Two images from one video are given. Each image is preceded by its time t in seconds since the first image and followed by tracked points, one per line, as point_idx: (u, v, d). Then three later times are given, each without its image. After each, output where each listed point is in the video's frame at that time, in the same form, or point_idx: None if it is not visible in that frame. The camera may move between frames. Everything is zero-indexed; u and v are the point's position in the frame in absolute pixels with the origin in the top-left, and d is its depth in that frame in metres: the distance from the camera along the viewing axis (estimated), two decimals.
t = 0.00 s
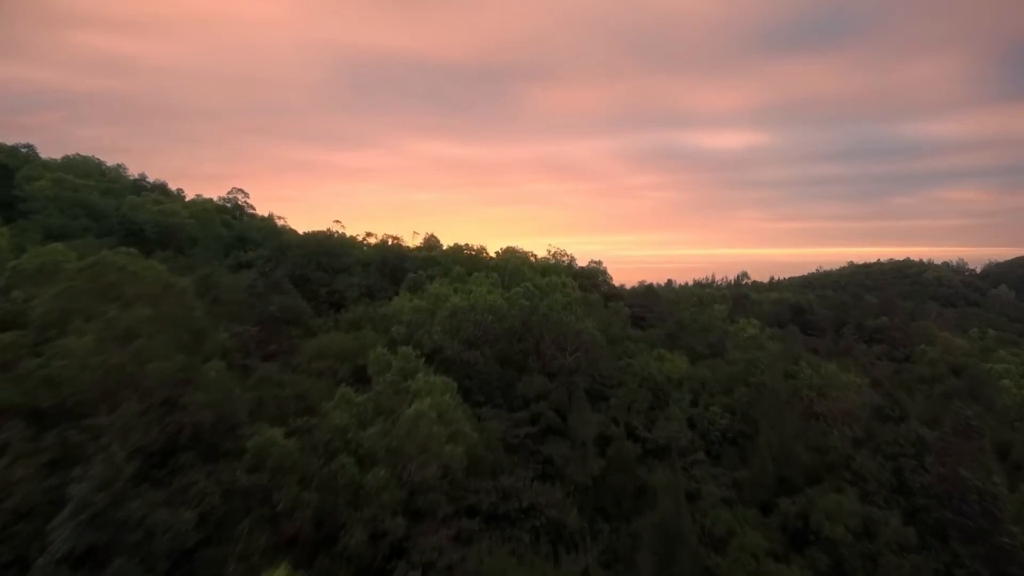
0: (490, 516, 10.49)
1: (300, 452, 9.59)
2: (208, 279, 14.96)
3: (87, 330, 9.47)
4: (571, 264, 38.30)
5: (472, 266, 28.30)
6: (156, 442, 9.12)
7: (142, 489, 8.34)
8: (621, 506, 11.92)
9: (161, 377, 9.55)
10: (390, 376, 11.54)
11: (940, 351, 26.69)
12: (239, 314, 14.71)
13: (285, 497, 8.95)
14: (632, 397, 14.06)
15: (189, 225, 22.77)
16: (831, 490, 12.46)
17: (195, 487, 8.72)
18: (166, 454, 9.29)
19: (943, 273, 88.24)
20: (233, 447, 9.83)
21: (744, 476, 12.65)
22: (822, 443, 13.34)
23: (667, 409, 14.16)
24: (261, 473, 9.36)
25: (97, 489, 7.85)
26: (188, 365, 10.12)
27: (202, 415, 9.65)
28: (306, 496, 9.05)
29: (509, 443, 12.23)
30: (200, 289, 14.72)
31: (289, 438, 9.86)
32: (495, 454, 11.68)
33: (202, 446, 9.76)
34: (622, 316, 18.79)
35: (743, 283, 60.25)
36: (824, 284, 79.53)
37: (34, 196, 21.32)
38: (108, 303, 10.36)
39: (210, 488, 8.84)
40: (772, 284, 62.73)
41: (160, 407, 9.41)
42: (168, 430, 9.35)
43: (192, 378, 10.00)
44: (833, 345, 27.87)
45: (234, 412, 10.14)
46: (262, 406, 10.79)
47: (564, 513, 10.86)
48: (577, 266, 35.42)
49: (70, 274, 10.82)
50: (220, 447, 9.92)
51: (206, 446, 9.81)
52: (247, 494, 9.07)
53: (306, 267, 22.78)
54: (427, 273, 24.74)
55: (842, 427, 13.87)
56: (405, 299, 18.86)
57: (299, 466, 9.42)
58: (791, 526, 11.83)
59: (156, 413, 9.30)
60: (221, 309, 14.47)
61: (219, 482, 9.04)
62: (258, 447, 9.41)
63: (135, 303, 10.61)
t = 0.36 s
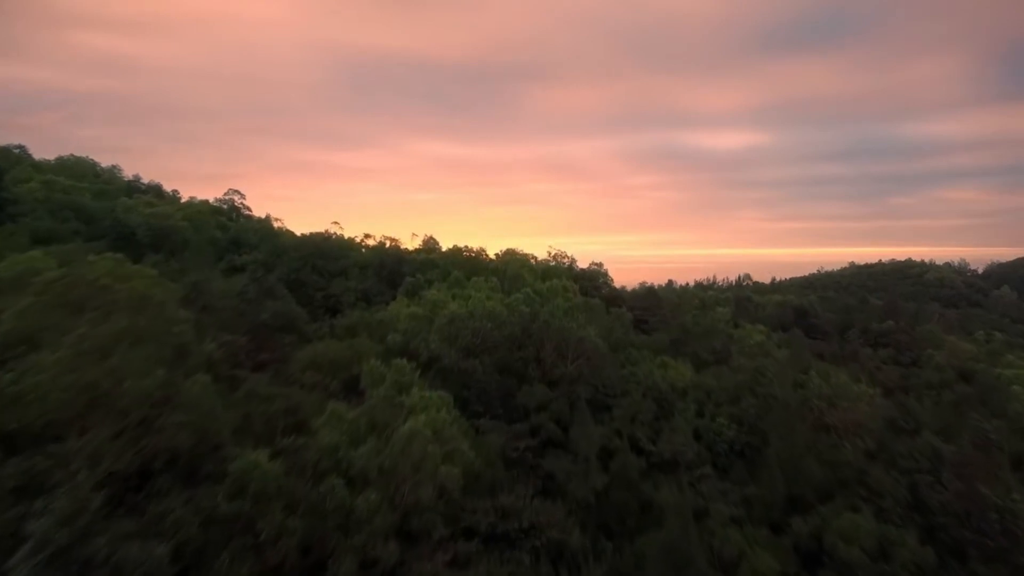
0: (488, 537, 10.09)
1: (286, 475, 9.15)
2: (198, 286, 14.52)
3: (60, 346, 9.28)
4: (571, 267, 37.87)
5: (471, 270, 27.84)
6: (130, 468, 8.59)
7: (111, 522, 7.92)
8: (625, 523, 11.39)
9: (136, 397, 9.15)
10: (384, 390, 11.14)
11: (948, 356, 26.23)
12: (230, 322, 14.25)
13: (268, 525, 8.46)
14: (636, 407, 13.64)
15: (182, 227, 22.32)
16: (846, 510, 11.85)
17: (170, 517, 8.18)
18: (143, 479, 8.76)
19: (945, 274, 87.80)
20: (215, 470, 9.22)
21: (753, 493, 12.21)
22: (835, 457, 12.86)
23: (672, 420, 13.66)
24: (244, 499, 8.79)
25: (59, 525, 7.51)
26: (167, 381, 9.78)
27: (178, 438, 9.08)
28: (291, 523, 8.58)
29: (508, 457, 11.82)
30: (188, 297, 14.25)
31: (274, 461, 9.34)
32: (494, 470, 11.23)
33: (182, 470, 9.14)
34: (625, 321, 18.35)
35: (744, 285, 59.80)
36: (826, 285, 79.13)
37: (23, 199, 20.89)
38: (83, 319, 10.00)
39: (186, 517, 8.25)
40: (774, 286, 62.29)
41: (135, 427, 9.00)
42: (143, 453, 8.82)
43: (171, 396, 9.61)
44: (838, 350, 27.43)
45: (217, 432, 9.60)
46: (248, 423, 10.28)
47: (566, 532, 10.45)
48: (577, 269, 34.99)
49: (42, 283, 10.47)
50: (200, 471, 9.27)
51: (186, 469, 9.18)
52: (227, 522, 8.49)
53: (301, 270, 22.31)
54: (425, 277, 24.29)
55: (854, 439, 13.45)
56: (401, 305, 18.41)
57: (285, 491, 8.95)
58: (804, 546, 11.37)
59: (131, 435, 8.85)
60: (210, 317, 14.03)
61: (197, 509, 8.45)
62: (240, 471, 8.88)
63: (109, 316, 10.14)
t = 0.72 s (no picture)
0: (486, 561, 9.66)
1: (269, 503, 8.67)
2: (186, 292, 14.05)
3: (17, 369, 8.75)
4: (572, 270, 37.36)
5: (471, 273, 27.36)
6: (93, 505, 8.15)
7: (75, 562, 7.52)
8: (629, 543, 10.98)
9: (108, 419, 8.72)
10: (377, 407, 10.83)
11: (955, 361, 25.84)
12: (218, 332, 13.78)
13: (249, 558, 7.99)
14: (640, 419, 13.15)
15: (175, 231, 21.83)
16: (860, 530, 11.64)
17: (141, 552, 7.73)
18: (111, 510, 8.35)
19: (947, 275, 87.45)
20: (191, 498, 8.73)
21: (764, 511, 11.72)
22: (847, 475, 12.55)
23: (678, 433, 13.19)
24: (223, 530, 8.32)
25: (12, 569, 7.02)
26: (136, 404, 9.33)
27: (148, 466, 8.61)
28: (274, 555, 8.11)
29: (508, 474, 11.38)
30: (176, 305, 13.76)
31: (256, 488, 8.88)
32: (492, 489, 10.78)
33: (156, 496, 8.67)
34: (627, 327, 17.86)
35: (746, 287, 59.32)
36: (827, 286, 78.73)
37: (11, 201, 20.36)
38: (50, 340, 9.55)
39: (159, 551, 7.81)
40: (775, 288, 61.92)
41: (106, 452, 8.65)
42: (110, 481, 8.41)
43: (143, 422, 9.21)
44: (843, 355, 27.02)
45: (193, 457, 9.10)
46: (231, 444, 9.78)
47: (568, 553, 9.97)
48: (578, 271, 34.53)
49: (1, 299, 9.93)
50: (176, 497, 8.81)
51: (160, 498, 8.70)
52: (204, 555, 8.01)
53: (296, 273, 21.83)
54: (423, 281, 23.81)
55: (866, 454, 13.05)
56: (398, 311, 17.93)
57: (268, 519, 8.48)
58: (817, 568, 11.00)
59: (96, 465, 8.45)
60: (198, 326, 13.56)
61: (171, 542, 8.01)
62: (218, 500, 8.45)
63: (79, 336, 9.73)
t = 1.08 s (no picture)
0: None
1: (247, 538, 8.10)
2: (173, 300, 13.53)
3: None
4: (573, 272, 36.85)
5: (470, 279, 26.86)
6: (47, 547, 7.32)
7: None
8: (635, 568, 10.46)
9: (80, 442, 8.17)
10: (368, 427, 10.35)
11: (965, 366, 25.29)
12: (207, 343, 13.25)
13: None
14: (645, 434, 12.64)
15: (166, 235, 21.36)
16: (879, 554, 11.12)
17: None
18: (71, 549, 7.55)
19: (950, 275, 86.94)
20: (162, 536, 8.01)
21: (776, 534, 11.27)
22: (864, 494, 12.02)
23: (685, 449, 12.67)
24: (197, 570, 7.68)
25: None
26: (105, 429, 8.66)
27: (115, 502, 7.92)
28: None
29: (508, 493, 10.93)
30: (161, 315, 13.24)
31: (234, 522, 8.29)
32: (492, 511, 10.30)
33: (122, 536, 7.93)
34: (631, 334, 17.36)
35: (748, 290, 58.80)
36: (830, 288, 78.17)
37: None
38: (9, 360, 9.06)
39: None
40: (778, 290, 61.42)
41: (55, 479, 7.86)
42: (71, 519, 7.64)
43: (110, 450, 8.47)
44: (850, 361, 26.49)
45: (163, 491, 8.43)
46: (210, 472, 9.19)
47: None
48: (579, 274, 34.04)
49: None
50: (145, 534, 8.07)
51: (126, 537, 7.94)
52: None
53: (291, 277, 21.29)
54: (420, 286, 23.31)
55: (883, 471, 12.57)
56: (393, 319, 17.40)
57: (246, 554, 7.90)
58: None
59: (54, 500, 7.68)
60: (184, 336, 13.04)
61: None
62: (194, 535, 7.84)
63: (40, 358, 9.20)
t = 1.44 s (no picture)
0: None
1: None
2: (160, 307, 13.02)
3: None
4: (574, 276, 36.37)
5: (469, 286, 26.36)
6: None
7: None
8: None
9: (46, 465, 7.51)
10: (358, 452, 9.96)
11: (974, 372, 24.77)
12: (194, 353, 12.73)
13: None
14: (650, 449, 12.14)
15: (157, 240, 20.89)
16: None
17: None
18: None
19: (952, 276, 86.46)
20: None
21: (788, 557, 10.85)
22: (882, 516, 11.52)
23: (692, 465, 12.19)
24: None
25: None
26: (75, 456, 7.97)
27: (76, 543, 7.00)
28: None
29: (507, 513, 10.52)
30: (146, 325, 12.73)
31: (209, 560, 7.63)
32: (490, 535, 9.88)
33: None
34: (635, 342, 16.92)
35: (750, 293, 58.28)
36: (831, 290, 77.76)
37: None
38: None
39: None
40: (780, 292, 60.94)
41: (10, 508, 6.97)
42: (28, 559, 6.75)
43: (77, 481, 7.67)
44: (856, 366, 26.00)
45: (135, 527, 7.60)
46: (189, 499, 8.51)
47: None
48: (580, 277, 33.57)
49: None
50: None
51: None
52: None
53: (286, 282, 20.76)
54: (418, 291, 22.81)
55: (900, 490, 12.09)
56: (388, 328, 16.95)
57: None
58: None
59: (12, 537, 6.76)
60: (171, 347, 12.52)
61: None
62: None
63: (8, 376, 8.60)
